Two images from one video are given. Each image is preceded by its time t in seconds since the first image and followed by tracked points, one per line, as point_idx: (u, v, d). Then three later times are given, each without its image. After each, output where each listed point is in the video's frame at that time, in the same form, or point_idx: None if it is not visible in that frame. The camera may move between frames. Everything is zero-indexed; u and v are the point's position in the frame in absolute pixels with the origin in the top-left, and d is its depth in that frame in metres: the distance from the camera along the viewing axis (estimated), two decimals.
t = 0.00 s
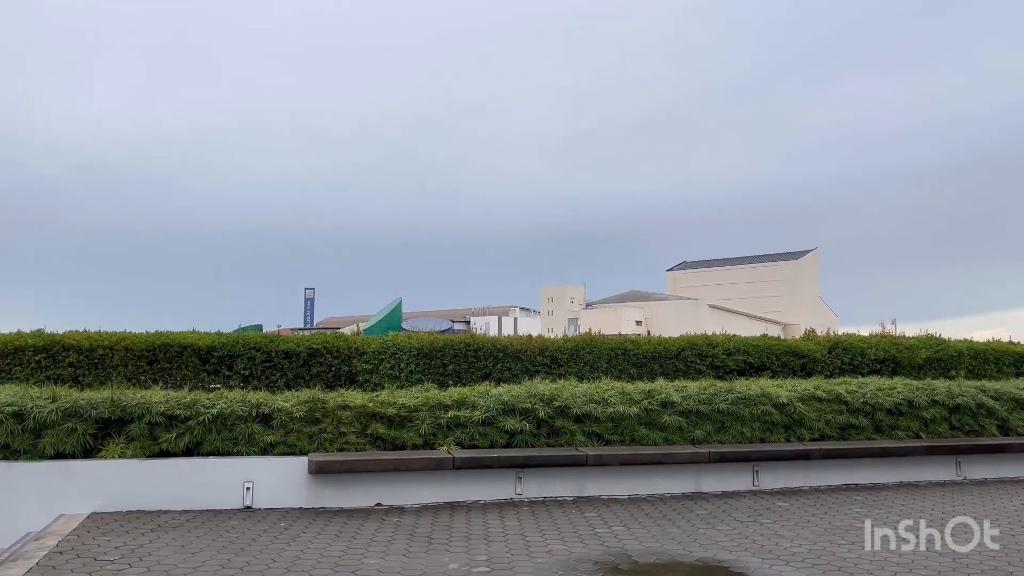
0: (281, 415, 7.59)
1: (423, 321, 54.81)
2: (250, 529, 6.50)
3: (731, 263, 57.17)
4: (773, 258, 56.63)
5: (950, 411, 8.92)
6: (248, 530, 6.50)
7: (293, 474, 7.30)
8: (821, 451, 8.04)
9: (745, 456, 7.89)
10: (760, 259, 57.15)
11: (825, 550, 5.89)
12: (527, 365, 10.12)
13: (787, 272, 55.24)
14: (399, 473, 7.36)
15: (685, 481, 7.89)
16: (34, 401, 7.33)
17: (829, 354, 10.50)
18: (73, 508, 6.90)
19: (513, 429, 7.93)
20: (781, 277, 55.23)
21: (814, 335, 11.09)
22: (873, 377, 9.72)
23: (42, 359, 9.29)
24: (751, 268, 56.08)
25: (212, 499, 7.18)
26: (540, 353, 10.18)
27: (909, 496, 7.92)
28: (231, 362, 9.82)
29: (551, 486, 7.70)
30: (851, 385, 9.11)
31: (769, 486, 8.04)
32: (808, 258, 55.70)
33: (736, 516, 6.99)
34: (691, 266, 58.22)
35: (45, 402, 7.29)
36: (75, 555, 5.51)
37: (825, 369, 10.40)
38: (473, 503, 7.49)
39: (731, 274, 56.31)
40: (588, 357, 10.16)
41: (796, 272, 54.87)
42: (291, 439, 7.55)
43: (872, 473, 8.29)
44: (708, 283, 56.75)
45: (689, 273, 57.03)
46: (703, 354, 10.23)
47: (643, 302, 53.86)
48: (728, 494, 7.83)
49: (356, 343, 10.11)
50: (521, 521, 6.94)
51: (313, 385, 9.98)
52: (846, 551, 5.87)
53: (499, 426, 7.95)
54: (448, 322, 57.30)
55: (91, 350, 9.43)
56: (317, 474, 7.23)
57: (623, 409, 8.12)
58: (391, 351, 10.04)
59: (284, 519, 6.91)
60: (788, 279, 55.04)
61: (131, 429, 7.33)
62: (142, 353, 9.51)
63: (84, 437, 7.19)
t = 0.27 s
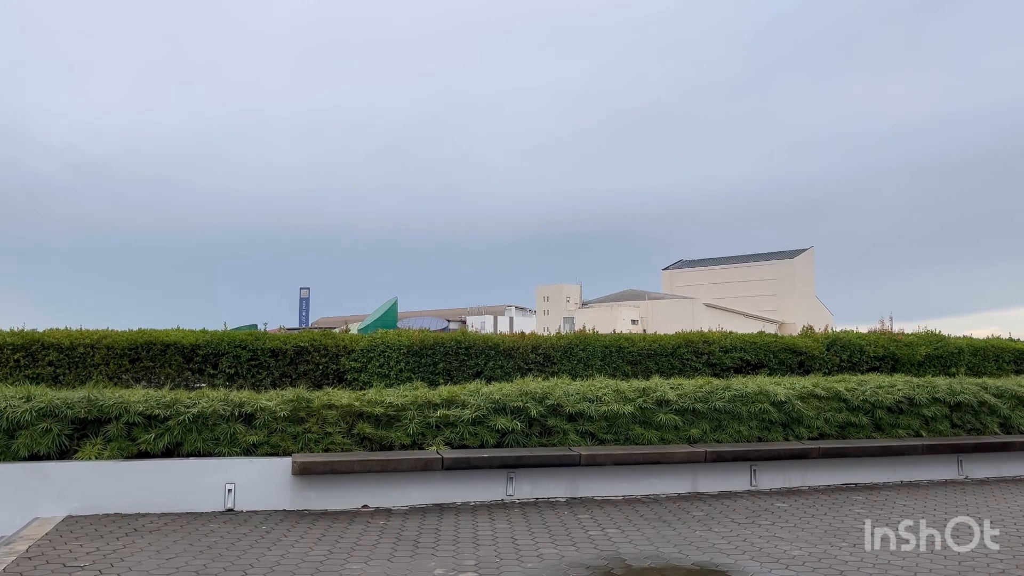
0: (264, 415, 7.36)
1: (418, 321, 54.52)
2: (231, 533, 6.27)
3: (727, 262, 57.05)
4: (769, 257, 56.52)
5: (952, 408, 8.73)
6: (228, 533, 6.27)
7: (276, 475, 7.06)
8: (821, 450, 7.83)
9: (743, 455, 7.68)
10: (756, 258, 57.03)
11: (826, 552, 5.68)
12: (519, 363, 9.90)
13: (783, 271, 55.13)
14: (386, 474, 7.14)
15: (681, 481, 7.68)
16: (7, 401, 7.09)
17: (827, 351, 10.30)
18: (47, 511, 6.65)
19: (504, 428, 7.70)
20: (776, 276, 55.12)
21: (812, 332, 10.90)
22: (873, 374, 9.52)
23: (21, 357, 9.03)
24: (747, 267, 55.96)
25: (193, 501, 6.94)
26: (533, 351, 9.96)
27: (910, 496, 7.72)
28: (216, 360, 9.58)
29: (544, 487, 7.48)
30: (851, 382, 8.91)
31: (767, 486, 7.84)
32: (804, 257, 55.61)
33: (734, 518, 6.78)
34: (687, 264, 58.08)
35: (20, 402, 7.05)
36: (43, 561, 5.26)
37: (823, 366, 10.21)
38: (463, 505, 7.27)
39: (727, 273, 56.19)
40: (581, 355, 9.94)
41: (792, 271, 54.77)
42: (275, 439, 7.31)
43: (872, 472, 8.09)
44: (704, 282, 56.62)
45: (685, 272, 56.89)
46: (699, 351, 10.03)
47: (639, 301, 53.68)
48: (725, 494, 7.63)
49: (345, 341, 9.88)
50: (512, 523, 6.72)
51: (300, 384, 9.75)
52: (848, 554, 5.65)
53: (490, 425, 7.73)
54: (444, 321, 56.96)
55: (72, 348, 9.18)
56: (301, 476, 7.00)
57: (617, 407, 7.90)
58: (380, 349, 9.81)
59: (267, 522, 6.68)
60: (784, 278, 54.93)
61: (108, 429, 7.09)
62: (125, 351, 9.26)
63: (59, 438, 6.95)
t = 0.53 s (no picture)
0: (249, 420, 7.13)
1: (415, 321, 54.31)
2: (213, 543, 6.05)
3: (724, 262, 56.89)
4: (767, 257, 56.37)
5: (955, 412, 8.53)
6: (211, 544, 6.05)
7: (261, 483, 6.84)
8: (822, 455, 7.63)
9: (742, 461, 7.48)
10: (754, 258, 56.87)
11: (830, 563, 5.47)
12: (514, 366, 9.69)
13: (780, 271, 54.99)
14: (375, 481, 6.92)
15: (678, 487, 7.47)
16: None
17: (828, 353, 10.10)
18: (23, 520, 6.42)
19: (497, 434, 7.49)
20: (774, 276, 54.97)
21: (812, 333, 10.69)
22: (875, 377, 9.32)
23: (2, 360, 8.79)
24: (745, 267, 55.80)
25: (174, 510, 6.71)
26: (528, 353, 9.74)
27: (914, 501, 7.52)
28: (202, 363, 9.35)
29: (537, 494, 7.27)
30: (852, 385, 8.71)
31: (768, 492, 7.64)
32: (802, 257, 55.46)
33: (734, 526, 6.57)
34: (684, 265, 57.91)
35: None
36: None
37: (823, 368, 10.01)
38: (454, 513, 7.05)
39: (725, 273, 56.03)
40: (577, 357, 9.72)
41: (790, 271, 54.62)
42: (260, 446, 7.09)
43: (874, 478, 7.89)
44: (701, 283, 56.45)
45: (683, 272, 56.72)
46: (696, 353, 9.82)
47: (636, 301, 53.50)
48: (724, 501, 7.42)
49: (335, 343, 9.66)
50: (505, 532, 6.51)
51: (289, 387, 9.53)
52: (853, 564, 5.45)
53: (483, 430, 7.51)
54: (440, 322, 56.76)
55: (54, 351, 8.94)
56: (287, 483, 6.78)
57: (613, 411, 7.68)
58: (371, 351, 9.59)
59: (251, 531, 6.46)
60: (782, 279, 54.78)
61: (88, 435, 6.86)
62: (109, 354, 9.02)
63: (37, 445, 6.71)
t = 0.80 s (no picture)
0: (235, 421, 6.89)
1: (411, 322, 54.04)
2: (195, 550, 5.81)
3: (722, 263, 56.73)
4: (765, 259, 56.22)
5: (962, 413, 8.31)
6: (194, 550, 5.81)
7: (247, 487, 6.60)
8: (827, 458, 7.41)
9: (745, 464, 7.26)
10: (752, 259, 56.72)
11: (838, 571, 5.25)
12: (510, 366, 9.45)
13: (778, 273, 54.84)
14: (365, 485, 6.69)
15: (679, 491, 7.24)
16: None
17: (830, 353, 9.88)
18: None
19: (492, 436, 7.26)
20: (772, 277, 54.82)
21: (814, 333, 10.48)
22: (879, 378, 9.10)
23: None
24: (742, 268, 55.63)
25: (157, 515, 6.46)
26: (524, 353, 9.51)
27: (921, 505, 7.31)
28: (190, 363, 9.10)
29: (534, 498, 7.04)
30: (857, 386, 8.48)
31: (771, 496, 7.41)
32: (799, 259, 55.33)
33: (737, 531, 6.35)
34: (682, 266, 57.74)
35: None
36: None
37: (826, 369, 9.79)
38: (448, 518, 6.82)
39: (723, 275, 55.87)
40: (575, 357, 9.49)
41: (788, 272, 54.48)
42: (246, 448, 6.85)
43: (880, 481, 7.68)
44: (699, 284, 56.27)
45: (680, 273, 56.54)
46: (697, 353, 9.60)
47: (634, 303, 53.30)
48: (726, 505, 7.20)
49: (326, 343, 9.43)
50: (500, 538, 6.28)
51: (279, 388, 9.29)
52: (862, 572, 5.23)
53: (477, 432, 7.28)
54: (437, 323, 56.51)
55: (37, 351, 8.69)
56: (273, 487, 6.54)
57: (612, 413, 7.45)
58: (363, 351, 9.36)
59: (236, 537, 6.22)
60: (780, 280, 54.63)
61: (67, 437, 6.61)
62: (93, 353, 8.77)
63: (13, 447, 6.46)
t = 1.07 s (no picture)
0: (219, 427, 6.66)
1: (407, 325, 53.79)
2: (175, 562, 5.57)
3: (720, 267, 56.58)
4: (762, 263, 56.09)
5: (968, 421, 8.10)
6: (174, 561, 5.58)
7: (231, 495, 6.37)
8: (830, 466, 7.19)
9: (746, 472, 7.04)
10: (749, 263, 56.58)
11: None
12: (505, 370, 9.23)
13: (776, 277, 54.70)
14: (353, 494, 6.47)
15: (678, 500, 7.02)
16: None
17: (832, 359, 9.67)
18: None
19: (486, 443, 7.03)
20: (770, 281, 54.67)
21: (815, 338, 10.27)
22: (882, 384, 8.90)
23: None
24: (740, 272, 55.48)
25: (137, 524, 6.23)
26: (519, 357, 9.29)
27: (927, 515, 7.09)
28: (176, 366, 8.87)
29: (528, 507, 6.81)
30: (860, 392, 8.28)
31: (772, 505, 7.20)
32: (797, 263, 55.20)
33: (738, 543, 6.13)
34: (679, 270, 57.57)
35: None
36: None
37: (828, 375, 9.58)
38: (439, 528, 6.59)
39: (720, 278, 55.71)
40: (571, 362, 9.27)
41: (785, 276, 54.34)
42: (231, 455, 6.62)
43: (885, 490, 7.46)
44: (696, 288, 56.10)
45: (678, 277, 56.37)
46: (696, 358, 9.39)
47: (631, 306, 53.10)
48: (726, 515, 6.98)
49: (317, 346, 9.20)
50: (493, 549, 6.05)
51: (267, 392, 9.06)
52: None
53: (470, 439, 7.05)
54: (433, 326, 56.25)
55: (18, 353, 8.44)
56: (258, 496, 6.31)
57: (609, 419, 7.22)
58: (355, 354, 9.14)
59: (218, 548, 5.98)
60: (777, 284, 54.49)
61: (44, 443, 6.37)
62: (76, 356, 8.53)
63: None
